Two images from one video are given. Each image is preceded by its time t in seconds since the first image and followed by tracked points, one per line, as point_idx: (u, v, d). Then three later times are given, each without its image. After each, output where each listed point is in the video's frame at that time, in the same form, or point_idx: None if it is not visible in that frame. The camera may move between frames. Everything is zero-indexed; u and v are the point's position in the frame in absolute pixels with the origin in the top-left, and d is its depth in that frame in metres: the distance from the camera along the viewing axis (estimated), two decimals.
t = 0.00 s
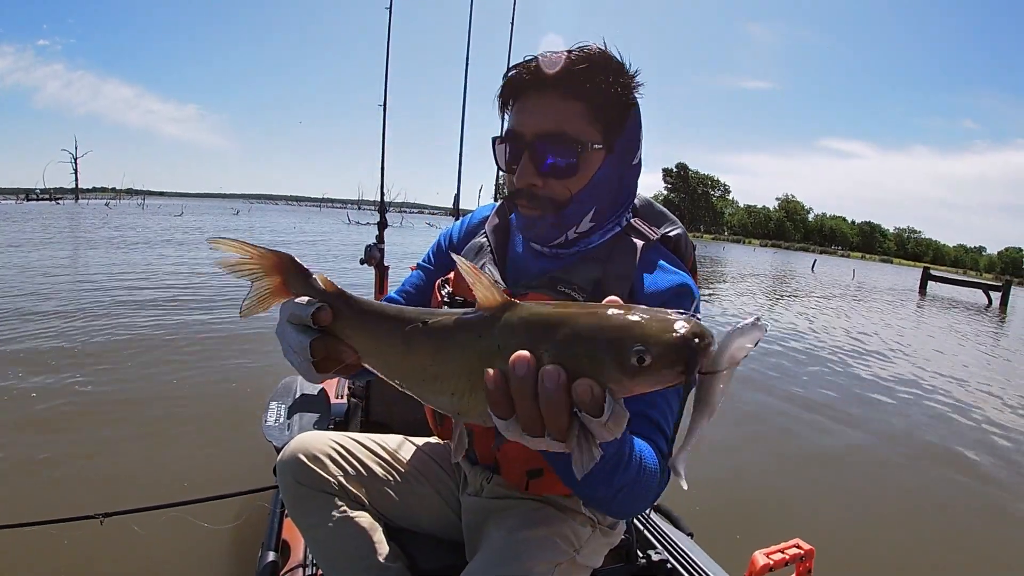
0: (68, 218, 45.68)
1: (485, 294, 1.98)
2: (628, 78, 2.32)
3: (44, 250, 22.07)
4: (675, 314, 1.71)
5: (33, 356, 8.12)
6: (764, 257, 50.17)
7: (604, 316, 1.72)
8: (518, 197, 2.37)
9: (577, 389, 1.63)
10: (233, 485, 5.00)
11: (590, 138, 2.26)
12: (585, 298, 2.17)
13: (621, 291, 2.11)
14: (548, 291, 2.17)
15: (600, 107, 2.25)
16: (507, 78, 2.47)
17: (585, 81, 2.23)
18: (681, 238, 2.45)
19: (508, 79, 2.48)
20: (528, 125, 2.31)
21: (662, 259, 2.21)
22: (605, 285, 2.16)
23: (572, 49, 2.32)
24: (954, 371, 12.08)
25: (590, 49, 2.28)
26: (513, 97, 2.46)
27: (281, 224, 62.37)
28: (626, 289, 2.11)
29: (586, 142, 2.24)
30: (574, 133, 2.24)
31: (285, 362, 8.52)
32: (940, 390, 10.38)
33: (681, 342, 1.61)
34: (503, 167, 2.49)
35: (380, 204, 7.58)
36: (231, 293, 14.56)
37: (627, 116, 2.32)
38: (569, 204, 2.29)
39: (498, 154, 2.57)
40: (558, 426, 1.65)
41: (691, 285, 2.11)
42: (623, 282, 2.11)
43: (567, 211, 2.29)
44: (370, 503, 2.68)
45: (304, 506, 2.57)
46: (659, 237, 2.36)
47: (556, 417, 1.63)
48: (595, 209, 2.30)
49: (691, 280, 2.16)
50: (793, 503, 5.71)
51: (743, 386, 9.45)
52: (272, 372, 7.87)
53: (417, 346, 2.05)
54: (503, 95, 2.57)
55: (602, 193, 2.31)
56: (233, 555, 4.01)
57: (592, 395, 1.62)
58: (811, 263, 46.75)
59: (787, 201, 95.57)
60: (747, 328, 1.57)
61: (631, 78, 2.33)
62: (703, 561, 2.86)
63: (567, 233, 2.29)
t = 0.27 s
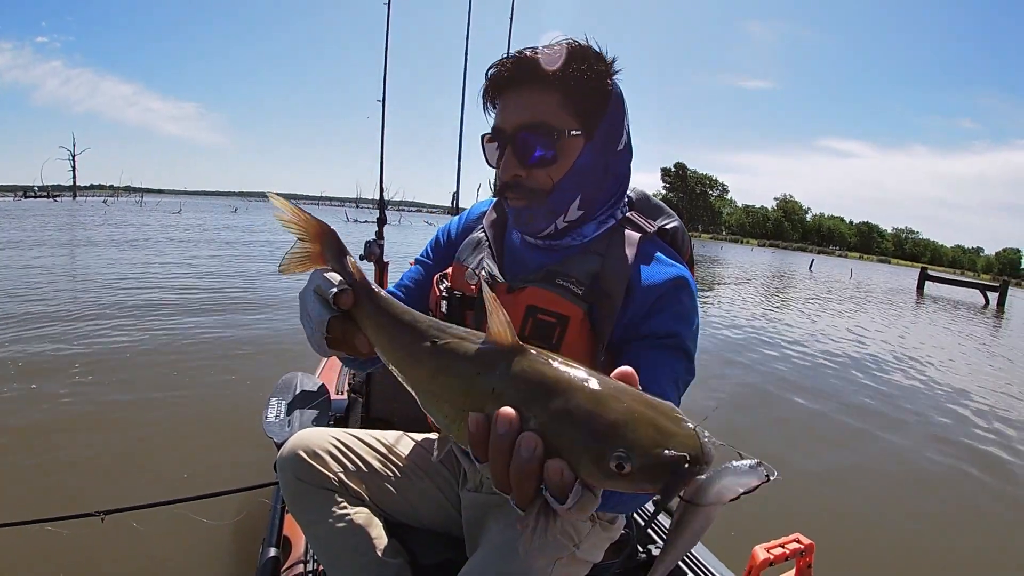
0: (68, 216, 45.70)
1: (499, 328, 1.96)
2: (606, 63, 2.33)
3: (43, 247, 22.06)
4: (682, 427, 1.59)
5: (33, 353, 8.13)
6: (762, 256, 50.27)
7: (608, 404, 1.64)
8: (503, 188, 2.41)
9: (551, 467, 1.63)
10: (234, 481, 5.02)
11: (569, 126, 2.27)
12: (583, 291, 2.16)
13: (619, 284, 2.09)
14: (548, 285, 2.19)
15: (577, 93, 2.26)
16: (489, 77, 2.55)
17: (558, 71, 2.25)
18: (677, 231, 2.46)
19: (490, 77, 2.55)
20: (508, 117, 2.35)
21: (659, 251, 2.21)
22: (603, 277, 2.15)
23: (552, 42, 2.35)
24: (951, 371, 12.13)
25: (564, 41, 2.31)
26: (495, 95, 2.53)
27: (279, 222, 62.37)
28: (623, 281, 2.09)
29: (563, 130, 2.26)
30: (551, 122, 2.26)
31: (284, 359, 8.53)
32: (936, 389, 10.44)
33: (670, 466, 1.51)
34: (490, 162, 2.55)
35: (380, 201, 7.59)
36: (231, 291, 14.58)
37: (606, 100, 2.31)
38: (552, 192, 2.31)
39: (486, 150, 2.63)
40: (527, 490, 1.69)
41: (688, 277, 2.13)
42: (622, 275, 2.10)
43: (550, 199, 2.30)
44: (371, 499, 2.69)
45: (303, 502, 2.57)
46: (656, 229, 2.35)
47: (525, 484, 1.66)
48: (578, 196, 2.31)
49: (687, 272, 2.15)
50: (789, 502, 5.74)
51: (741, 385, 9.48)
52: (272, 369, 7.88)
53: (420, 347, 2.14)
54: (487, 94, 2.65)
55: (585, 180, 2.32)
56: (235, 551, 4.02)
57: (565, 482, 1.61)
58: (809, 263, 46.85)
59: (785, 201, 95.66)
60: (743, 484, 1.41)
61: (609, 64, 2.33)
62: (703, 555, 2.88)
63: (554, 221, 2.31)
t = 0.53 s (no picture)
0: (66, 216, 45.68)
1: (488, 328, 1.98)
2: (605, 60, 2.35)
3: (41, 247, 22.05)
4: (659, 432, 1.57)
5: (31, 353, 8.13)
6: (760, 259, 50.36)
7: (586, 405, 1.65)
8: (506, 185, 2.40)
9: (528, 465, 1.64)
10: (233, 477, 5.02)
11: (573, 122, 2.28)
12: (579, 287, 2.17)
13: (615, 280, 2.10)
14: (543, 281, 2.21)
15: (580, 90, 2.28)
16: (485, 73, 2.53)
17: (561, 66, 2.25)
18: (674, 227, 2.47)
19: (487, 75, 2.53)
20: (510, 114, 2.34)
21: (656, 247, 2.22)
22: (599, 273, 2.15)
23: (549, 39, 2.36)
24: (949, 373, 12.15)
25: (565, 38, 2.31)
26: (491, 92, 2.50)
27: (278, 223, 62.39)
28: (620, 278, 2.09)
29: (569, 126, 2.27)
30: (556, 118, 2.26)
31: (284, 359, 8.53)
32: (934, 392, 10.47)
33: (642, 468, 1.50)
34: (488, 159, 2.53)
35: (380, 200, 7.58)
36: (230, 291, 14.58)
37: (603, 96, 2.33)
38: (555, 188, 2.32)
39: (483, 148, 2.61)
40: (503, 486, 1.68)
41: (685, 273, 2.13)
42: (618, 271, 2.10)
43: (555, 196, 2.31)
44: (370, 496, 2.70)
45: (302, 498, 2.58)
46: (652, 225, 2.36)
47: (500, 482, 1.66)
48: (581, 192, 2.33)
49: (684, 268, 2.16)
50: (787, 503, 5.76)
51: (740, 386, 9.50)
52: (271, 368, 7.88)
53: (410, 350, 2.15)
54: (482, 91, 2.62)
55: (588, 176, 2.34)
56: (235, 546, 4.03)
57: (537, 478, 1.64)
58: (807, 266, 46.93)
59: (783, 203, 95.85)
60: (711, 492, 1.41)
61: (608, 61, 2.36)
62: (702, 551, 2.89)
63: (557, 218, 2.32)
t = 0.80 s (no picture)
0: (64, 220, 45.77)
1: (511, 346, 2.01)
2: (587, 56, 2.33)
3: (40, 251, 22.08)
4: (607, 492, 1.31)
5: (30, 355, 8.15)
6: (757, 262, 50.56)
7: (558, 435, 1.46)
8: (516, 195, 2.32)
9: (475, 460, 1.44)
10: (233, 476, 5.02)
11: (575, 123, 2.24)
12: (571, 288, 2.17)
13: (608, 281, 2.11)
14: (535, 285, 2.20)
15: (575, 88, 2.24)
16: (470, 84, 2.40)
17: (557, 68, 2.20)
18: (670, 224, 2.46)
19: (471, 85, 2.40)
20: (511, 122, 2.25)
21: (649, 245, 2.22)
22: (593, 273, 2.16)
23: (534, 40, 2.27)
24: (946, 376, 12.19)
25: (549, 39, 2.25)
26: (479, 101, 2.39)
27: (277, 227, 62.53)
28: (613, 278, 2.11)
29: (575, 128, 2.22)
30: (561, 120, 2.21)
31: (283, 361, 8.55)
32: (931, 394, 10.50)
33: (566, 506, 1.25)
34: (485, 172, 2.41)
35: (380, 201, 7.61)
36: (230, 294, 14.60)
37: (595, 93, 2.32)
38: (569, 191, 2.29)
39: (474, 160, 2.49)
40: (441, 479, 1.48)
41: (679, 270, 2.14)
42: (611, 272, 2.12)
43: (569, 200, 2.29)
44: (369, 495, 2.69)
45: (301, 497, 2.56)
46: (647, 223, 2.36)
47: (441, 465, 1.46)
48: (589, 192, 2.33)
49: (678, 265, 2.16)
50: (786, 505, 5.78)
51: (736, 388, 9.53)
52: (270, 369, 7.90)
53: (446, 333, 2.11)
54: (465, 103, 2.49)
55: (590, 175, 2.35)
56: (234, 544, 4.03)
57: (474, 479, 1.37)
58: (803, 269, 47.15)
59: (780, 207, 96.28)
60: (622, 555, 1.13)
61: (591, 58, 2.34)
62: (700, 552, 2.89)
63: (566, 222, 2.31)
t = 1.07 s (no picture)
0: (62, 224, 45.73)
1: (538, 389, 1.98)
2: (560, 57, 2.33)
3: (39, 255, 22.09)
4: (621, 511, 1.32)
5: (29, 359, 8.15)
6: (755, 263, 50.68)
7: (579, 457, 1.48)
8: (506, 205, 2.35)
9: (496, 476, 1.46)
10: (233, 478, 5.02)
11: (556, 127, 2.25)
12: (566, 292, 2.20)
13: (601, 283, 2.09)
14: (530, 290, 2.26)
15: (552, 93, 2.24)
16: (447, 98, 2.41)
17: (531, 74, 2.20)
18: (664, 222, 2.43)
19: (448, 100, 2.42)
20: (493, 133, 2.27)
21: (643, 246, 2.19)
22: (586, 276, 2.15)
23: (505, 49, 2.26)
24: (943, 376, 12.22)
25: (521, 46, 2.25)
26: (459, 114, 2.40)
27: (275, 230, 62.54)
28: (607, 280, 2.08)
29: (555, 132, 2.22)
30: (541, 126, 2.22)
31: (282, 364, 8.55)
32: (929, 394, 10.52)
33: (583, 516, 1.25)
34: (472, 184, 2.43)
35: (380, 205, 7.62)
36: (228, 297, 14.61)
37: (571, 95, 2.30)
38: (556, 197, 2.31)
39: (461, 173, 2.51)
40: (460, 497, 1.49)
41: (673, 271, 2.10)
42: (604, 274, 2.09)
43: (557, 205, 2.32)
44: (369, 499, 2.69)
45: (301, 500, 2.57)
46: (641, 223, 2.33)
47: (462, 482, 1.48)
48: (575, 195, 2.37)
49: (672, 265, 2.13)
50: (785, 505, 5.79)
51: (735, 389, 9.55)
52: (269, 373, 7.89)
53: (465, 377, 1.98)
54: (444, 117, 2.51)
55: (576, 178, 2.37)
56: (234, 547, 4.02)
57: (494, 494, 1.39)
58: (800, 269, 47.29)
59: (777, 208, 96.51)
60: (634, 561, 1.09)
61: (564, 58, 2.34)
62: (700, 556, 2.90)
63: (556, 227, 2.33)
